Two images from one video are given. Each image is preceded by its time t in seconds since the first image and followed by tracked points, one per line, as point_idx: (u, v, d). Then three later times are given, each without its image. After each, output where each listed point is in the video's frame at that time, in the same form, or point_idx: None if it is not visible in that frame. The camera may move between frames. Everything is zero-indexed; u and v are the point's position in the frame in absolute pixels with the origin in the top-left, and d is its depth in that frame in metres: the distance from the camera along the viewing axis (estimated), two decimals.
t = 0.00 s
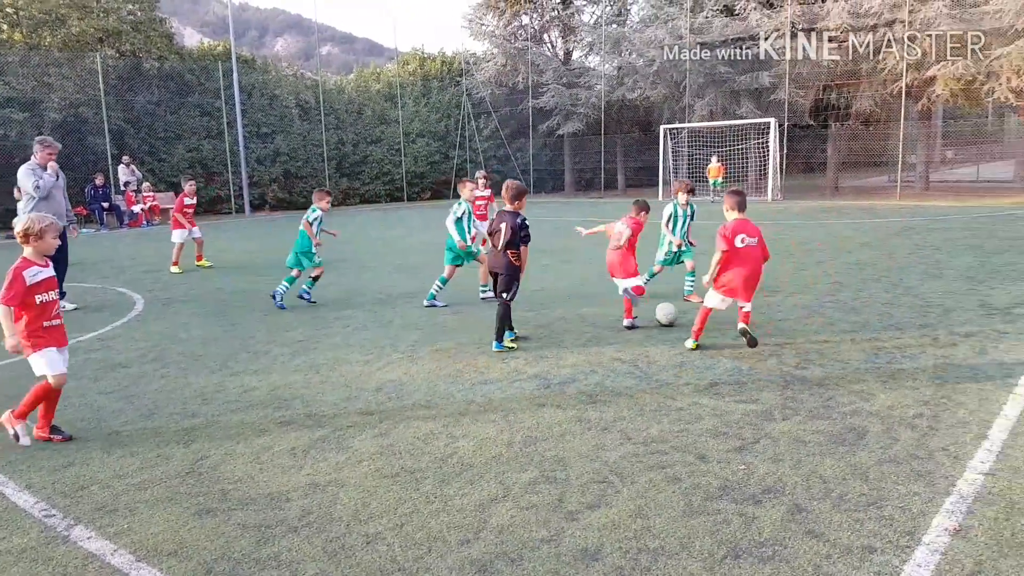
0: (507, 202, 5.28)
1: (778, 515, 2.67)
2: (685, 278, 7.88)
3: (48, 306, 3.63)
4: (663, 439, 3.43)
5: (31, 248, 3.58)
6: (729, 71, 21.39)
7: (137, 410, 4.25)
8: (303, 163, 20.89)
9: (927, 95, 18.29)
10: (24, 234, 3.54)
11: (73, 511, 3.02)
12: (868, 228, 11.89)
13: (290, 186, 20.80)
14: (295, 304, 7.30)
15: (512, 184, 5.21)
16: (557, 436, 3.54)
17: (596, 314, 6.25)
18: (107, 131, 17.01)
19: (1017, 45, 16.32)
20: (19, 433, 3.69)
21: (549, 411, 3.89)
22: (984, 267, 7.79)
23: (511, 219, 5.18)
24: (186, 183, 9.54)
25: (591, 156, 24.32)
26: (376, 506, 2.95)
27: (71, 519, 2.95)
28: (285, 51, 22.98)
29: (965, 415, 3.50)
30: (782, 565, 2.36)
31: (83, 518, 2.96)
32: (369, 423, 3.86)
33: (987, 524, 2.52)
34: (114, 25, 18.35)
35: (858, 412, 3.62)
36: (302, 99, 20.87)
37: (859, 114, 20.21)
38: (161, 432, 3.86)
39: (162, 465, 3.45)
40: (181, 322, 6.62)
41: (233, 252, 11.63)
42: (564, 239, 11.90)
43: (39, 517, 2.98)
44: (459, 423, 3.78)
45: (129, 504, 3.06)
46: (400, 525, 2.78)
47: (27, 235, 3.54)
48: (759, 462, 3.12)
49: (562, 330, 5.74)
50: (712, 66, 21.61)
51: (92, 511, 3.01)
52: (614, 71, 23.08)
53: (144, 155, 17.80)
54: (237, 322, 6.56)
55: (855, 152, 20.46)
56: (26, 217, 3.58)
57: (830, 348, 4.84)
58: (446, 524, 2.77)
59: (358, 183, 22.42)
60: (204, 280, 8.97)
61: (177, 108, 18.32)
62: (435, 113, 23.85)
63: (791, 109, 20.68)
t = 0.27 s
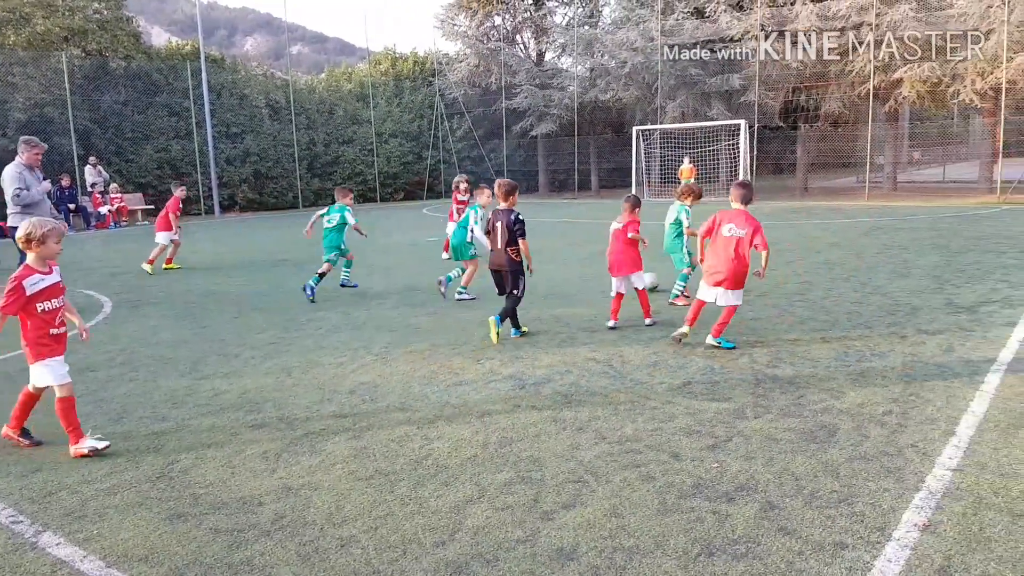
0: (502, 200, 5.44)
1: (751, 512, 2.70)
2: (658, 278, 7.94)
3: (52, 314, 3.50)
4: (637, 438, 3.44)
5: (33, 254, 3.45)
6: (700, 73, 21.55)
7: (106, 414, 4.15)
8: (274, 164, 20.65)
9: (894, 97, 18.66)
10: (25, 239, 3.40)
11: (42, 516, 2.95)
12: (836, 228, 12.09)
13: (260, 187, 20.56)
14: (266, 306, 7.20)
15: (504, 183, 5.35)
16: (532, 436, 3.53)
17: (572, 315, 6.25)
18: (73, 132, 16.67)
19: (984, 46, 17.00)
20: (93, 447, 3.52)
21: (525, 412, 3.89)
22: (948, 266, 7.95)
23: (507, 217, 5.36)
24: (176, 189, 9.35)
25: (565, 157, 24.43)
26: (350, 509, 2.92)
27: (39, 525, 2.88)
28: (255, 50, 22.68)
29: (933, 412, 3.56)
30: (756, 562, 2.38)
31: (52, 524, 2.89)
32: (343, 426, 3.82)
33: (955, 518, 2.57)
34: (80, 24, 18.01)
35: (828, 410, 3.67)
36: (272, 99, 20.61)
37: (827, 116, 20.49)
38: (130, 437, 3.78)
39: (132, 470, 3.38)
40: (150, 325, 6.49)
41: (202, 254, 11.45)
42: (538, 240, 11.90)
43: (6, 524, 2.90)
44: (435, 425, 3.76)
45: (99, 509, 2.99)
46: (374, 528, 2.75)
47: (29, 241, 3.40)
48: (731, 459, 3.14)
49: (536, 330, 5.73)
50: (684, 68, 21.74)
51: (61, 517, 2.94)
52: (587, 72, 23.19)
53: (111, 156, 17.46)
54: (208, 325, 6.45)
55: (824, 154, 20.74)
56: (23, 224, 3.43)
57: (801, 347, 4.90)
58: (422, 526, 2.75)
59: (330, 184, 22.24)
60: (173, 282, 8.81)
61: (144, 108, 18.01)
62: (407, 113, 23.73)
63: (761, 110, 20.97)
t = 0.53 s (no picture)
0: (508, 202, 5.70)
1: (735, 513, 2.70)
2: (643, 279, 7.96)
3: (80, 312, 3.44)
4: (622, 439, 3.44)
5: (63, 249, 3.45)
6: (683, 75, 21.76)
7: (86, 417, 4.08)
8: (257, 164, 20.49)
9: (875, 99, 18.87)
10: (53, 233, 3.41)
11: (20, 521, 2.89)
12: (818, 229, 12.20)
13: (243, 188, 20.39)
14: (248, 307, 7.14)
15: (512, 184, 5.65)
16: (517, 438, 3.52)
17: (556, 316, 6.24)
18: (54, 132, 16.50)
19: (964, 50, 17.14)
20: (79, 454, 3.48)
21: (510, 413, 3.88)
22: (929, 267, 8.03)
23: (513, 216, 5.62)
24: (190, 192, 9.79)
25: (550, 158, 24.48)
26: (333, 512, 2.89)
27: (18, 530, 2.83)
28: (238, 50, 22.48)
29: (914, 413, 3.59)
30: (740, 562, 2.39)
31: (31, 528, 2.84)
32: (326, 429, 3.79)
33: (936, 518, 2.59)
34: (60, 23, 17.86)
35: (811, 410, 3.69)
36: (255, 99, 20.45)
37: (809, 118, 20.60)
38: (110, 440, 3.72)
39: (112, 474, 3.32)
40: (131, 327, 6.41)
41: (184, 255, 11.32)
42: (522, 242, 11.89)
43: None
44: (419, 428, 3.73)
45: (79, 514, 2.94)
46: (358, 531, 2.73)
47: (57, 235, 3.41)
48: (715, 460, 3.15)
49: (522, 332, 5.72)
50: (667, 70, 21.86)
51: (40, 522, 2.88)
52: (571, 74, 23.25)
53: (92, 156, 17.26)
54: (189, 327, 6.38)
55: (805, 155, 20.95)
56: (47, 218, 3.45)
57: (784, 347, 4.93)
58: (406, 529, 2.72)
59: (314, 184, 22.12)
60: (154, 283, 8.71)
61: (126, 109, 17.83)
62: (391, 114, 23.65)
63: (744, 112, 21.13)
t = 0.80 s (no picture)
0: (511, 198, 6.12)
1: (724, 513, 2.70)
2: (630, 280, 7.98)
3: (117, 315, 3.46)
4: (610, 441, 3.43)
5: (97, 256, 3.43)
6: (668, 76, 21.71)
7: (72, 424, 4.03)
8: (242, 168, 20.37)
9: (859, 99, 19.02)
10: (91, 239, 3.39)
11: (4, 530, 2.85)
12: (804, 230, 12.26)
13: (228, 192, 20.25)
14: (235, 312, 7.08)
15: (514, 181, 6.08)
16: (505, 441, 3.50)
17: (544, 318, 6.23)
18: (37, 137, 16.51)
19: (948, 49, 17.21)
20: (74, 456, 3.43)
21: (498, 416, 3.86)
22: (914, 266, 8.09)
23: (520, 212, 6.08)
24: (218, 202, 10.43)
25: (537, 160, 24.51)
26: (320, 517, 2.86)
27: (2, 538, 2.78)
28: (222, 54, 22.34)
29: (901, 412, 3.61)
30: (729, 562, 2.39)
31: (15, 536, 2.79)
32: (314, 433, 3.75)
33: (923, 516, 2.59)
34: (44, 28, 17.86)
35: (798, 410, 3.70)
36: (239, 103, 20.33)
37: (794, 119, 20.81)
38: (95, 447, 3.67)
39: (97, 480, 3.28)
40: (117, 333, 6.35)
41: (169, 260, 11.23)
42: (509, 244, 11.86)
43: None
44: (407, 431, 3.71)
45: (64, 521, 2.90)
46: (346, 536, 2.70)
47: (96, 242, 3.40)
48: (704, 461, 3.15)
49: (510, 334, 5.71)
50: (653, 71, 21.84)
51: (25, 529, 2.84)
52: (557, 75, 23.29)
53: (75, 161, 17.14)
54: (176, 332, 6.32)
55: (791, 156, 21.10)
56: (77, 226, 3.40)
57: (771, 348, 4.94)
58: (394, 533, 2.70)
59: (299, 188, 22.02)
60: (139, 289, 8.64)
61: (109, 113, 17.71)
62: (377, 117, 23.57)
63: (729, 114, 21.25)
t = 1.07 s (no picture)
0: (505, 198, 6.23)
1: (712, 513, 2.70)
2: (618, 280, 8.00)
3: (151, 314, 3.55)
4: (598, 441, 3.43)
5: (131, 256, 3.54)
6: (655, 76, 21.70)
7: (57, 428, 3.98)
8: (229, 169, 20.24)
9: (845, 99, 19.15)
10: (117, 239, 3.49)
11: None
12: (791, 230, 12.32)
13: (214, 194, 20.12)
14: (222, 314, 7.03)
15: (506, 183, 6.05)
16: (494, 442, 3.49)
17: (533, 318, 6.23)
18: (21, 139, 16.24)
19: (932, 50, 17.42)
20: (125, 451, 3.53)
21: (486, 417, 3.85)
22: (899, 265, 8.15)
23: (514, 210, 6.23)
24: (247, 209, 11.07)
25: (525, 161, 24.54)
26: (308, 521, 2.84)
27: None
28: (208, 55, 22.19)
29: (888, 409, 3.63)
30: (717, 562, 2.39)
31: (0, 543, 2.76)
32: (301, 436, 3.72)
33: (909, 514, 2.61)
34: (28, 30, 17.63)
35: (785, 409, 3.71)
36: (226, 104, 20.20)
37: (781, 119, 20.94)
38: (80, 451, 3.63)
39: (83, 485, 3.24)
40: (102, 336, 6.29)
41: (155, 263, 11.13)
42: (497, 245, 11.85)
43: None
44: (395, 434, 3.68)
45: (50, 526, 2.86)
46: (334, 540, 2.68)
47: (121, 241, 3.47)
48: (692, 460, 3.15)
49: (499, 335, 5.70)
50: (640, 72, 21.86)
51: (10, 536, 2.80)
52: (545, 76, 23.33)
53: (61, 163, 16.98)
54: (162, 335, 6.27)
55: (777, 156, 21.23)
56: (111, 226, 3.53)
57: (758, 347, 4.96)
58: (382, 536, 2.68)
59: (287, 189, 21.94)
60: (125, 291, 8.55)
61: (95, 115, 17.56)
62: (365, 118, 23.49)
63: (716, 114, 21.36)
